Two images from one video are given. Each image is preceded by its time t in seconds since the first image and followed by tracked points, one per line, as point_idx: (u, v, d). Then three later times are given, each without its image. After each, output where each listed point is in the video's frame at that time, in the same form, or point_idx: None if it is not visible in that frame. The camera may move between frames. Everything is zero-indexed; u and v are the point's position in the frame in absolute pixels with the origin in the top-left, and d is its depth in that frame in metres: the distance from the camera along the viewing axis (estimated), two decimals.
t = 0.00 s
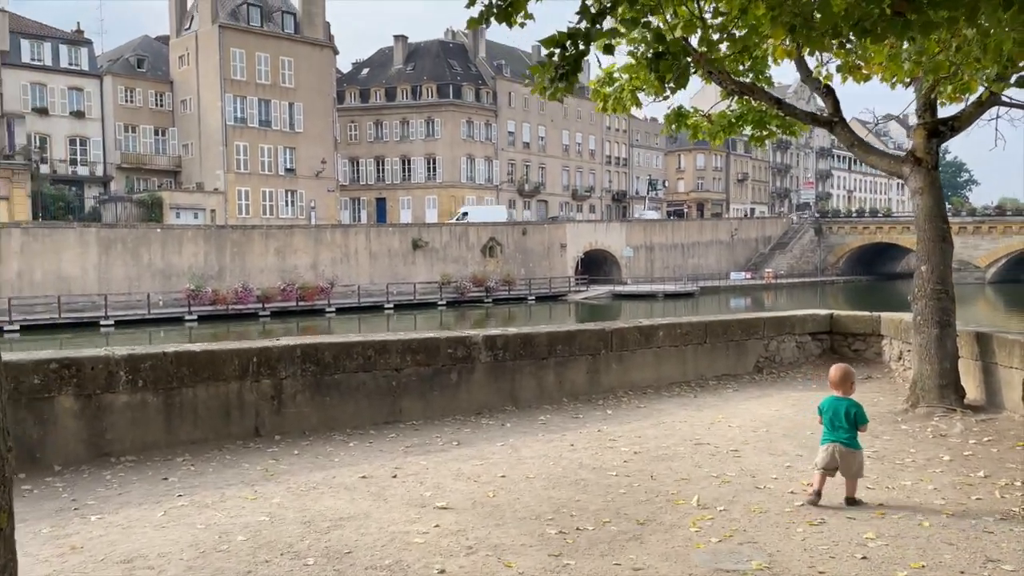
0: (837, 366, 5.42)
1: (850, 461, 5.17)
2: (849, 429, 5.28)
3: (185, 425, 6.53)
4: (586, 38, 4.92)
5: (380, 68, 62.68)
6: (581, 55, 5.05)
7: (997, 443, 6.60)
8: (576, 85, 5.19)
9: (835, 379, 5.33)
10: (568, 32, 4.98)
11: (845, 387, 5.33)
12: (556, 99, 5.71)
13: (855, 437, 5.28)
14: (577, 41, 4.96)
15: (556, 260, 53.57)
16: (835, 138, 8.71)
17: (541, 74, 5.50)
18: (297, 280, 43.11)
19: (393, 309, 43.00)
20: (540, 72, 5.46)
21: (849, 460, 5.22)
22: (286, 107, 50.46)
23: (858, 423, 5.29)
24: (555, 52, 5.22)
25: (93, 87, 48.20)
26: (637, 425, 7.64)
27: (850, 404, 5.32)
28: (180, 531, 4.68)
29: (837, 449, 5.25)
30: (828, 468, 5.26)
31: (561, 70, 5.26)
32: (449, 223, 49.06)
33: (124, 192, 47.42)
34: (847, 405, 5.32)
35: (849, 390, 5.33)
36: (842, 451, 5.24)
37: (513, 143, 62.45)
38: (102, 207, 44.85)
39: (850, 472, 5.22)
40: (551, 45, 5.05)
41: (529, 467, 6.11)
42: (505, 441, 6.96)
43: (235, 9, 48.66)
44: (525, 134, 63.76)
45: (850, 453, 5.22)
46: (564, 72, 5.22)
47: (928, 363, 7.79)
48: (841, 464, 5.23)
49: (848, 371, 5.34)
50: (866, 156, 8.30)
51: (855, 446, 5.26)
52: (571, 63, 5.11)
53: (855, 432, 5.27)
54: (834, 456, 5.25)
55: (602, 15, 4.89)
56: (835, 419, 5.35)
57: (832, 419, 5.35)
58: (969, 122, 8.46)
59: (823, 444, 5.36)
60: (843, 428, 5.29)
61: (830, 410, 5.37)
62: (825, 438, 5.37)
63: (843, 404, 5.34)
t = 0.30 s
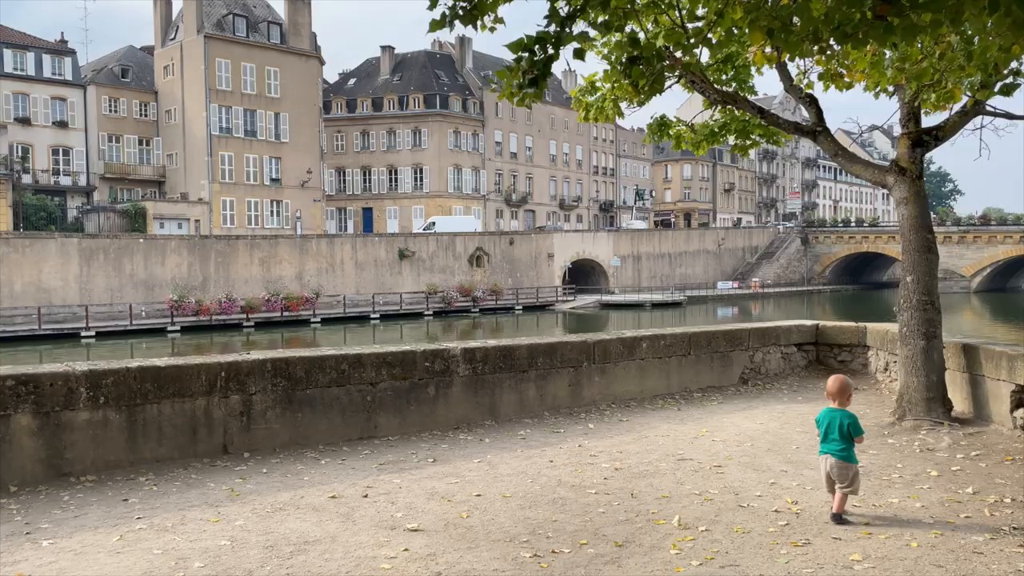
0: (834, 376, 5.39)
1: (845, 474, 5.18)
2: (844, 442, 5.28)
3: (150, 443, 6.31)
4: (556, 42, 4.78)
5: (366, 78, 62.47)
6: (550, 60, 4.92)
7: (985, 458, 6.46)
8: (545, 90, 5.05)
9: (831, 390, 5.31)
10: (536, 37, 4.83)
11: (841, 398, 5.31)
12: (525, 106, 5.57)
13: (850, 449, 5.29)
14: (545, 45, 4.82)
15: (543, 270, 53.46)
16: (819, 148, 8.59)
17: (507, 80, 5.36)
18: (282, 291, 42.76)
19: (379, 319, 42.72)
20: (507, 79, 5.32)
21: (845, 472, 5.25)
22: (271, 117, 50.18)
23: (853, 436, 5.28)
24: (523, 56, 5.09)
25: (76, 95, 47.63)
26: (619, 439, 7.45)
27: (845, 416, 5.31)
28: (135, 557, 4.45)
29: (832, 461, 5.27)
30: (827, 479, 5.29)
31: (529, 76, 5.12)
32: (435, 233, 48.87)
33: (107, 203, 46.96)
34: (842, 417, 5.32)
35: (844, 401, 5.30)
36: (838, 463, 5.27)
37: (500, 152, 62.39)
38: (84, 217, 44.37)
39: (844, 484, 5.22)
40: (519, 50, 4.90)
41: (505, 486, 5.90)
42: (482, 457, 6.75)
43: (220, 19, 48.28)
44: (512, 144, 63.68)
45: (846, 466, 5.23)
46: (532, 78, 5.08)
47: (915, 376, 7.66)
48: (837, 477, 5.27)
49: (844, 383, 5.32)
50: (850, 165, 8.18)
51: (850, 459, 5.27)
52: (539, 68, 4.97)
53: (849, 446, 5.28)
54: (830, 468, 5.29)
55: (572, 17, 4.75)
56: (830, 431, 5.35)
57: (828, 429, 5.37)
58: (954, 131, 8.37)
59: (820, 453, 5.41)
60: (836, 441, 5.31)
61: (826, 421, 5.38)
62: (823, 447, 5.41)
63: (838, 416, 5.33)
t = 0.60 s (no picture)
0: (827, 385, 5.32)
1: (835, 485, 5.09)
2: (834, 451, 5.19)
3: (108, 459, 6.05)
4: (525, 43, 4.64)
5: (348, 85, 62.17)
6: (519, 62, 4.81)
7: (969, 471, 6.33)
8: (514, 92, 4.94)
9: (824, 399, 5.23)
10: (504, 37, 4.69)
11: (833, 407, 5.23)
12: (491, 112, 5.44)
13: (840, 459, 5.19)
14: (514, 46, 4.70)
15: (526, 278, 53.30)
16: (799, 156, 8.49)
17: (475, 85, 5.24)
18: (262, 299, 42.31)
19: (360, 328, 42.35)
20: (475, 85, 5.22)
21: (835, 483, 5.13)
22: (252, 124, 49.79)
23: (842, 446, 5.20)
24: (491, 58, 4.97)
25: (54, 102, 47.16)
26: (598, 453, 7.26)
27: (835, 424, 5.24)
28: None
29: (822, 470, 5.18)
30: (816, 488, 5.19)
31: (499, 78, 4.99)
32: (418, 241, 48.59)
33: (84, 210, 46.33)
34: (832, 426, 5.24)
35: (835, 411, 5.23)
36: (828, 473, 5.16)
37: (483, 161, 62.25)
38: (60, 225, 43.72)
39: (833, 494, 5.12)
40: (485, 50, 4.75)
41: (477, 504, 5.69)
42: (455, 473, 6.54)
43: (201, 26, 47.82)
44: (495, 152, 63.57)
45: (836, 476, 5.12)
46: (501, 81, 4.96)
47: (897, 387, 7.53)
48: (827, 487, 5.16)
49: (836, 392, 5.25)
50: (830, 174, 8.08)
51: (840, 469, 5.17)
52: (509, 69, 4.88)
53: (840, 455, 5.19)
54: (820, 477, 5.18)
55: (541, 18, 4.63)
56: (821, 440, 5.27)
57: (819, 439, 5.27)
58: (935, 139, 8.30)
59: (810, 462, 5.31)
60: (827, 450, 5.21)
61: (817, 429, 5.30)
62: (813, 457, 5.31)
63: (829, 425, 5.25)
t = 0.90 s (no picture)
0: (828, 394, 5.28)
1: (842, 495, 4.98)
2: (840, 461, 5.11)
3: (59, 473, 5.77)
4: (490, 33, 4.45)
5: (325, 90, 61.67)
6: (484, 52, 4.63)
7: (951, 479, 6.23)
8: (478, 84, 4.79)
9: (827, 408, 5.18)
10: (468, 25, 4.49)
11: (835, 415, 5.20)
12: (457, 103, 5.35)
13: (846, 469, 5.11)
14: (479, 34, 4.51)
15: (504, 284, 53.09)
16: (776, 160, 8.38)
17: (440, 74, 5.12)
18: (237, 305, 41.73)
19: (336, 334, 41.92)
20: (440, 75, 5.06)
21: (843, 494, 5.01)
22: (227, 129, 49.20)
23: (848, 455, 5.12)
24: (455, 47, 4.78)
25: (24, 105, 46.36)
26: (573, 463, 7.08)
27: (840, 434, 5.17)
28: None
29: (828, 480, 5.08)
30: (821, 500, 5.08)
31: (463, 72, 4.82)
32: (395, 247, 48.25)
33: (54, 215, 45.48)
34: (837, 435, 5.17)
35: (840, 419, 5.19)
36: (835, 485, 5.05)
37: (461, 166, 62.01)
38: (30, 230, 42.86)
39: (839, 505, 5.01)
40: (449, 39, 4.57)
41: (447, 517, 5.48)
42: (426, 484, 6.33)
43: (175, 29, 47.24)
44: (473, 158, 63.39)
45: (843, 487, 5.02)
46: (466, 73, 4.84)
47: (876, 394, 7.43)
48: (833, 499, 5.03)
49: (839, 400, 5.21)
50: (808, 179, 7.97)
51: (846, 480, 5.08)
52: (473, 59, 4.69)
53: (845, 465, 5.10)
54: (826, 488, 5.07)
55: (508, 5, 4.44)
56: (825, 450, 5.19)
57: (824, 449, 5.20)
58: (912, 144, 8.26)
59: (815, 475, 5.20)
60: (833, 460, 5.13)
61: (822, 439, 5.23)
62: (817, 468, 5.22)
63: (833, 434, 5.18)
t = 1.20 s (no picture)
0: (820, 397, 5.24)
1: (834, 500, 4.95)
2: (832, 466, 5.06)
3: (6, 488, 5.49)
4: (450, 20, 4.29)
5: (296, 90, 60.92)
6: (445, 37, 4.48)
7: (927, 484, 6.15)
8: (438, 72, 4.63)
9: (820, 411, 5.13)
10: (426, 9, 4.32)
11: (827, 419, 5.14)
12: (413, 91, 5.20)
13: (837, 473, 5.07)
14: (439, 18, 4.35)
15: (477, 285, 52.83)
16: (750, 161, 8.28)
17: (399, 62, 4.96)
18: (206, 308, 41.04)
19: (307, 337, 41.38)
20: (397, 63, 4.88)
21: (835, 498, 4.99)
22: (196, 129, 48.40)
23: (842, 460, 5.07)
24: (413, 32, 4.61)
25: None
26: (547, 470, 6.90)
27: (833, 438, 5.11)
28: None
29: (819, 485, 5.04)
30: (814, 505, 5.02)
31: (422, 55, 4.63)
32: (367, 248, 47.82)
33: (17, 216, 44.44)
34: (830, 439, 5.12)
35: (832, 422, 5.13)
36: (827, 490, 5.02)
37: (434, 167, 61.58)
38: None
39: (831, 509, 4.97)
40: (407, 22, 4.38)
41: (415, 531, 5.27)
42: (393, 496, 6.11)
43: (142, 27, 46.39)
44: (445, 159, 63.01)
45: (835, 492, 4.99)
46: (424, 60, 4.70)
47: (851, 398, 7.35)
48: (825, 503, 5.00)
49: (832, 404, 5.16)
50: (783, 179, 7.88)
51: (837, 484, 5.05)
52: (433, 45, 4.53)
53: (837, 469, 5.06)
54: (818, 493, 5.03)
55: None
56: (818, 454, 5.15)
57: (816, 453, 5.16)
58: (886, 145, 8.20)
59: (809, 479, 5.16)
60: (825, 464, 5.09)
61: (813, 443, 5.19)
62: (810, 473, 5.18)
63: (826, 438, 5.14)
